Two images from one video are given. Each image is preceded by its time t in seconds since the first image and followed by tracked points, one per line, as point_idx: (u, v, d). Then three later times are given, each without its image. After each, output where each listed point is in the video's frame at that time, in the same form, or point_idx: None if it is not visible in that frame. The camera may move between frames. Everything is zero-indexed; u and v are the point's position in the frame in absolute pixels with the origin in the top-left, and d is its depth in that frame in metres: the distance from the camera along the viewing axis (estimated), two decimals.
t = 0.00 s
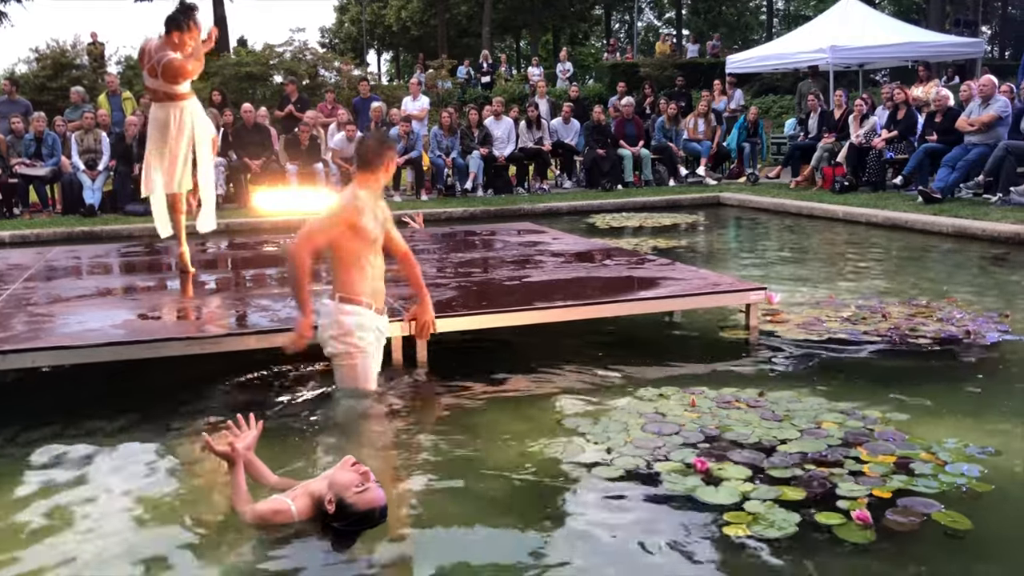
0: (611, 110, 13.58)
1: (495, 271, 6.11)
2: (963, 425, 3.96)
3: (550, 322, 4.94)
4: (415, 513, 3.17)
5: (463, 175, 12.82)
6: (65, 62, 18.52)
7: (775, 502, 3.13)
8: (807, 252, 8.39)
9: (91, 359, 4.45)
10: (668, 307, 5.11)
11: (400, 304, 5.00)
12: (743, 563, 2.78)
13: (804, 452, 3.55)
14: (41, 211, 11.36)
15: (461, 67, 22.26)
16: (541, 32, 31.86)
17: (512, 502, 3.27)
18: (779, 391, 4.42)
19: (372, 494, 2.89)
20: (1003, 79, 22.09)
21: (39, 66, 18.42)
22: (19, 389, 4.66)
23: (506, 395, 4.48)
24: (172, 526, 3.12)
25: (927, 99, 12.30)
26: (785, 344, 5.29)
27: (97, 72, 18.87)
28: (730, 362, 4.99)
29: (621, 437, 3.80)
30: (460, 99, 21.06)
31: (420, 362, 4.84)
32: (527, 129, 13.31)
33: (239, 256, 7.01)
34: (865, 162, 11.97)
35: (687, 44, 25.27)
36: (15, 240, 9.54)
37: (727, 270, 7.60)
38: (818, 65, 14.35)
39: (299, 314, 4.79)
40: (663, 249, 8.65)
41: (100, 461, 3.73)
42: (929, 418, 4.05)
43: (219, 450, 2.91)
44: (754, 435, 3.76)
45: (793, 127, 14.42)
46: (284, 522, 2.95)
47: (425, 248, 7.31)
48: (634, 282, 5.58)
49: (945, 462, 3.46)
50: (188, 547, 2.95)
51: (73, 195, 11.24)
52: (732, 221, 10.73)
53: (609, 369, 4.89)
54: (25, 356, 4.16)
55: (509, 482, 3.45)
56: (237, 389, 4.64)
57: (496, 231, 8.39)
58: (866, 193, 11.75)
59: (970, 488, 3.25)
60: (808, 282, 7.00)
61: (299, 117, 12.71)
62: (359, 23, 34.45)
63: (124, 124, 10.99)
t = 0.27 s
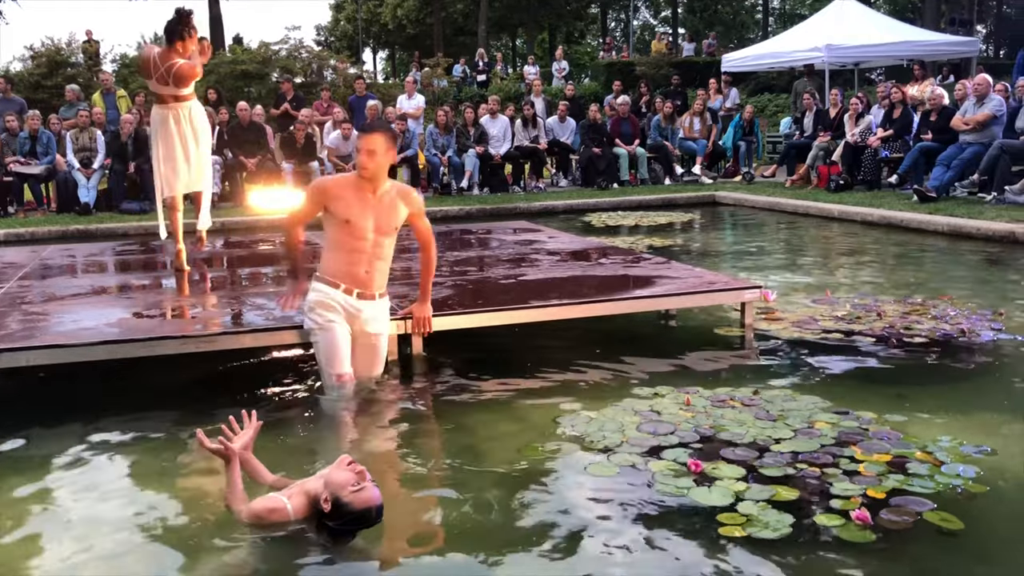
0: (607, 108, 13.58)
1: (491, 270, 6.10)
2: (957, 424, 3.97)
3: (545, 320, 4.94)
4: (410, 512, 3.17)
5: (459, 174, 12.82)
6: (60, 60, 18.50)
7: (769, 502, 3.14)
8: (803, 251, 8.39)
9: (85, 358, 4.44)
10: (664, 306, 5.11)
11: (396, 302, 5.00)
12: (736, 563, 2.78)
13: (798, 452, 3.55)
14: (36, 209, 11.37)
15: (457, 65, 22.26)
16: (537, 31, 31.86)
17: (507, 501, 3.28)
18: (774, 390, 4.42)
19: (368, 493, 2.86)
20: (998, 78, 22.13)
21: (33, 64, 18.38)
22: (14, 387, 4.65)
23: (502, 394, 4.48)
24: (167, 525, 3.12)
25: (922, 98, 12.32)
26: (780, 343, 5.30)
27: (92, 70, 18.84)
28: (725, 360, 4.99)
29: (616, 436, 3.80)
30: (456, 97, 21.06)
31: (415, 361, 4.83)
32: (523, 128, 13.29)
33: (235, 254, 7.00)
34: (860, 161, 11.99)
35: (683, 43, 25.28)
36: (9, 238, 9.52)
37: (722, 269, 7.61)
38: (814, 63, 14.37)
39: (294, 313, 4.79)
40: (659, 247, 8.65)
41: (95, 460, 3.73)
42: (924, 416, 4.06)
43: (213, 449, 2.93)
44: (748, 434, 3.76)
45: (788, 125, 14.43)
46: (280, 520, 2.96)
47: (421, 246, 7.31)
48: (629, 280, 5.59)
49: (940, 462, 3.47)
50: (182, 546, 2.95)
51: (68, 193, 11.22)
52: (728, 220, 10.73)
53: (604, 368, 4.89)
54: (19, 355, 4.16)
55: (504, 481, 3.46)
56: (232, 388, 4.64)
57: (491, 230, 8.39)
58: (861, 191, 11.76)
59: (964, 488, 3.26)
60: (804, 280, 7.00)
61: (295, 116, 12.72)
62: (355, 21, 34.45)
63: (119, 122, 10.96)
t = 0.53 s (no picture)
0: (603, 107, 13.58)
1: (488, 268, 6.11)
2: (953, 422, 3.98)
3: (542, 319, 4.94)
4: (406, 509, 3.17)
5: (456, 172, 12.82)
6: (55, 58, 18.47)
7: (765, 500, 3.15)
8: (799, 249, 8.41)
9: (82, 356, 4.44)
10: (661, 304, 5.11)
11: (392, 300, 5.00)
12: (731, 561, 2.78)
13: (794, 450, 3.56)
14: (31, 207, 11.33)
15: (453, 64, 22.26)
16: (533, 29, 31.85)
17: (504, 498, 3.28)
18: (770, 389, 4.43)
19: (366, 492, 2.91)
20: (994, 77, 22.17)
21: (29, 62, 18.35)
22: (10, 385, 4.65)
23: (499, 392, 4.48)
24: (164, 522, 3.12)
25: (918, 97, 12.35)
26: (776, 341, 5.31)
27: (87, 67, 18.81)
28: (722, 359, 5.00)
29: (613, 433, 3.81)
30: (452, 95, 21.06)
31: (412, 359, 4.84)
32: (519, 126, 13.30)
33: (231, 252, 6.99)
34: (856, 159, 12.04)
35: (679, 41, 25.29)
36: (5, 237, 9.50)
37: (718, 267, 7.62)
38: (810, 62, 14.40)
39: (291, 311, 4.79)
40: (656, 246, 8.67)
41: (91, 457, 3.73)
42: (919, 415, 4.07)
43: (209, 448, 2.94)
44: (745, 432, 3.77)
45: (784, 124, 14.45)
46: (277, 518, 2.97)
47: (418, 245, 7.31)
48: (625, 279, 5.59)
49: (937, 461, 3.48)
50: (179, 544, 2.95)
51: (64, 191, 11.19)
52: (725, 219, 10.75)
53: (600, 366, 4.89)
54: (16, 353, 4.15)
55: (500, 478, 3.46)
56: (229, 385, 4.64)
57: (488, 228, 8.39)
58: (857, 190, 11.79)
59: (961, 487, 3.27)
60: (800, 279, 7.02)
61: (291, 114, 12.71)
62: (351, 19, 34.45)
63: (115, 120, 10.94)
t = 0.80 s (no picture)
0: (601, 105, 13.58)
1: (486, 267, 6.10)
2: (950, 421, 3.98)
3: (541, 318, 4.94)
4: (404, 508, 3.17)
5: (453, 171, 12.81)
6: (53, 56, 18.46)
7: (762, 499, 3.15)
8: (797, 248, 8.41)
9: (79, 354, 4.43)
10: (659, 303, 5.11)
11: (390, 299, 5.00)
12: (729, 560, 2.78)
13: (792, 449, 3.57)
14: (29, 206, 11.33)
15: (451, 63, 22.24)
16: (532, 28, 31.84)
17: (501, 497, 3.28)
18: (768, 387, 4.43)
19: (363, 490, 2.90)
20: (991, 76, 22.18)
21: (26, 60, 18.33)
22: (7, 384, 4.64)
23: (496, 391, 4.48)
24: (160, 520, 3.11)
25: (916, 96, 12.35)
26: (774, 340, 5.31)
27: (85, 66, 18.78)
28: (720, 358, 4.99)
29: (611, 432, 3.81)
30: (450, 94, 21.04)
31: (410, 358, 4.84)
32: (517, 125, 13.30)
33: (229, 250, 6.98)
34: (854, 158, 12.05)
35: (677, 40, 25.29)
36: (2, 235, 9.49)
37: (716, 266, 7.62)
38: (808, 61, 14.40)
39: (289, 309, 4.78)
40: (653, 245, 8.67)
41: (87, 455, 3.72)
42: (916, 413, 4.07)
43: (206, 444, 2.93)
44: (743, 431, 3.77)
45: (782, 123, 14.46)
46: (274, 516, 2.96)
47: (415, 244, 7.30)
48: (623, 278, 5.59)
49: (934, 460, 3.48)
50: (176, 541, 2.94)
51: (61, 189, 11.18)
52: (723, 218, 10.75)
53: (598, 365, 4.89)
54: (13, 352, 4.14)
55: (498, 477, 3.46)
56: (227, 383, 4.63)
57: (486, 227, 8.39)
58: (855, 189, 11.80)
59: (958, 486, 3.27)
60: (797, 278, 7.02)
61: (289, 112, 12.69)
62: (349, 18, 34.43)
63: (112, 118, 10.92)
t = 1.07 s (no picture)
0: (599, 105, 13.58)
1: (484, 266, 6.10)
2: (948, 420, 3.99)
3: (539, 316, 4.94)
4: (402, 507, 3.17)
5: (452, 170, 12.81)
6: (51, 54, 18.44)
7: (760, 499, 3.15)
8: (795, 247, 8.42)
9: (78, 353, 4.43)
10: (657, 302, 5.12)
11: (388, 298, 4.99)
12: (728, 560, 2.77)
13: (789, 448, 3.57)
14: (27, 204, 11.32)
15: (449, 62, 22.23)
16: (530, 27, 31.84)
17: (499, 495, 3.28)
18: (765, 386, 4.43)
19: (361, 489, 2.91)
20: (990, 76, 22.20)
21: (24, 59, 18.31)
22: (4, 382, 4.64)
23: (495, 390, 4.48)
24: (158, 519, 3.11)
25: (914, 96, 12.37)
26: (772, 339, 5.31)
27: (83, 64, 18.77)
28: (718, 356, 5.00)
29: (609, 431, 3.81)
30: (448, 93, 21.04)
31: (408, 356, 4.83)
32: (516, 124, 13.30)
33: (227, 249, 6.98)
34: (852, 158, 12.05)
35: (676, 40, 25.30)
36: None
37: (714, 265, 7.63)
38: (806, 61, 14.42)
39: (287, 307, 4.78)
40: (652, 244, 8.67)
41: (86, 454, 3.71)
42: (914, 412, 4.08)
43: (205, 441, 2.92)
44: (741, 431, 3.77)
45: (780, 122, 14.47)
46: (272, 514, 2.96)
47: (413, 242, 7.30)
48: (621, 277, 5.59)
49: (932, 458, 3.49)
50: (175, 540, 2.94)
51: (59, 188, 11.16)
52: (721, 217, 10.75)
53: (596, 364, 4.90)
54: (12, 350, 4.14)
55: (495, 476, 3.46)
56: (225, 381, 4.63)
57: (484, 226, 8.39)
58: (853, 188, 11.81)
59: (956, 485, 3.28)
60: (795, 277, 7.02)
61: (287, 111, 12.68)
62: (348, 17, 34.42)
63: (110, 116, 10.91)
